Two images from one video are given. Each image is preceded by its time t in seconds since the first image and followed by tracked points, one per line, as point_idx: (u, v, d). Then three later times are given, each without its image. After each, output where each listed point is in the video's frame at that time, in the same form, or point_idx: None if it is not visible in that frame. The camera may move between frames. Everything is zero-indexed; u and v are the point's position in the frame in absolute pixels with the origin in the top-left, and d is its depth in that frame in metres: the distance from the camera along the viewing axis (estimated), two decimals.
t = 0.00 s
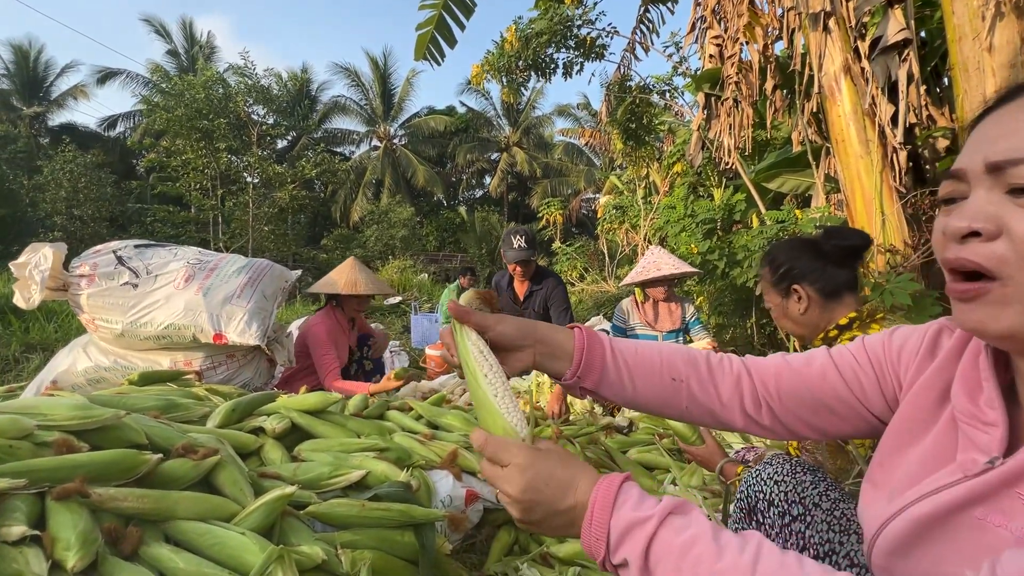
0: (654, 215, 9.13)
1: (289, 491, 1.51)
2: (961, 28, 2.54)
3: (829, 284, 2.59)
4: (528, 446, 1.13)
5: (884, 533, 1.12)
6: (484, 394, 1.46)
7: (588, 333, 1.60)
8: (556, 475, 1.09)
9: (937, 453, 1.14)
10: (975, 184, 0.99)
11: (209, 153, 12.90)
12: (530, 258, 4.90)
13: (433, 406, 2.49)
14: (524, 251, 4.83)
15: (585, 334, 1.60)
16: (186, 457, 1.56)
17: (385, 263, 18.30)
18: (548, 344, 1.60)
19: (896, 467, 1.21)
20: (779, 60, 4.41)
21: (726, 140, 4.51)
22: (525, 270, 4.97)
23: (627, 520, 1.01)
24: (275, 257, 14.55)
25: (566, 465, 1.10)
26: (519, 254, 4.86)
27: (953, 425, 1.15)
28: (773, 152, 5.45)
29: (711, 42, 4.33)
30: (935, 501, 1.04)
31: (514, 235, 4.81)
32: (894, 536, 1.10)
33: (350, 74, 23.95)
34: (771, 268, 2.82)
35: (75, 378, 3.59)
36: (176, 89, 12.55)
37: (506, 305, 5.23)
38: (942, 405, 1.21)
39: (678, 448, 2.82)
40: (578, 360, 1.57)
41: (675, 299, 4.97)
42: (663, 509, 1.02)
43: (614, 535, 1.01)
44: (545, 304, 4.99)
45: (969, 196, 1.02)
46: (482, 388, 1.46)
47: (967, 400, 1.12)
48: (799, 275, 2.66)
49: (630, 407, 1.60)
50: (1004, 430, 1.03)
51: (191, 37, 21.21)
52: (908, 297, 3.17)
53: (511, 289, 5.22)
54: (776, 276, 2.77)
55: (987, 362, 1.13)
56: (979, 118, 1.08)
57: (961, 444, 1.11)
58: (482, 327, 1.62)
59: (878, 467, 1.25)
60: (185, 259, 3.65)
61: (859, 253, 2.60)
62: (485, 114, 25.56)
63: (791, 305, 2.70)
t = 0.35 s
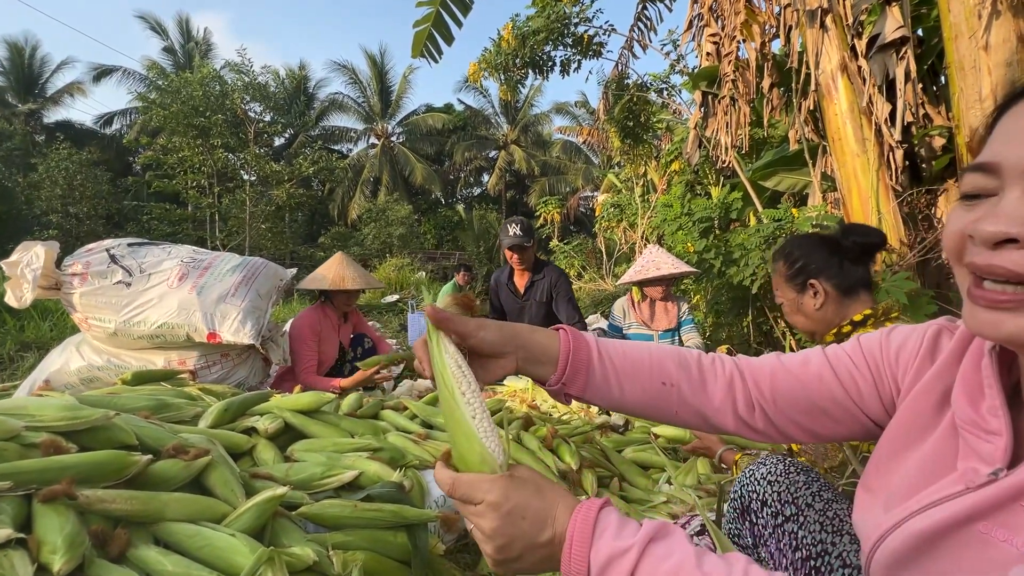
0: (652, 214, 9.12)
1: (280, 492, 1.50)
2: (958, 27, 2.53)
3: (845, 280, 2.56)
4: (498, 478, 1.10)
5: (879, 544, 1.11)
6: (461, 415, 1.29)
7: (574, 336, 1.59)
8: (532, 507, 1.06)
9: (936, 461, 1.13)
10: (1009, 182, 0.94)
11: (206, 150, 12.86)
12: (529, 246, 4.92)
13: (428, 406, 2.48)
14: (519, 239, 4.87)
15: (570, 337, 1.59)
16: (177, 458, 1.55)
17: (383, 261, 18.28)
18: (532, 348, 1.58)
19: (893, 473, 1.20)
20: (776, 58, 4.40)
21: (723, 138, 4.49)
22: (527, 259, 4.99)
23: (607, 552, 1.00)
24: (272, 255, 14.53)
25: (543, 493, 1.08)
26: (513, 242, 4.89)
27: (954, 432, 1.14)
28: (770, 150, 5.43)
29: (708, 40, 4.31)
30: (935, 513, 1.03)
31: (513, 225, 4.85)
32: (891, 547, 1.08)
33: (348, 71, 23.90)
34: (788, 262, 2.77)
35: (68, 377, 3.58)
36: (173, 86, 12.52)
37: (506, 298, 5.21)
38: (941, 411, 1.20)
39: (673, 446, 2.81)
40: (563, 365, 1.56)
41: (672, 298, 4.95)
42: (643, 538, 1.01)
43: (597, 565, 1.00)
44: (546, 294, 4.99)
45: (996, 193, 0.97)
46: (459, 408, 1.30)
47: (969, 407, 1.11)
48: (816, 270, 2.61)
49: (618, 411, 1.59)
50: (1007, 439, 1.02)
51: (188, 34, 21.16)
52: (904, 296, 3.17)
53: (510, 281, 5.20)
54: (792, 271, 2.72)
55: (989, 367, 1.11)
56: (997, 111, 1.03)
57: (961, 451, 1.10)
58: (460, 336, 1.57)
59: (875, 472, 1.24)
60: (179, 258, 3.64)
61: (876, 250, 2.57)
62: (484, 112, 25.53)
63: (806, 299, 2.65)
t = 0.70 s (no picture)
0: (650, 212, 9.12)
1: (279, 491, 1.50)
2: (955, 26, 2.53)
3: (871, 278, 2.51)
4: (499, 480, 1.13)
5: (877, 541, 1.12)
6: (470, 416, 1.31)
7: (580, 319, 1.61)
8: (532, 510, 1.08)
9: (936, 460, 1.13)
10: (1005, 185, 0.95)
11: (203, 148, 12.82)
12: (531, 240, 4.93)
13: (426, 405, 2.48)
14: (521, 234, 4.86)
15: (577, 319, 1.61)
16: (175, 457, 1.55)
17: (381, 259, 18.25)
18: (540, 331, 1.60)
19: (892, 472, 1.20)
20: (775, 56, 4.41)
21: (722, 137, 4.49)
22: (531, 252, 5.02)
23: (603, 560, 0.99)
24: (270, 253, 14.50)
25: (540, 497, 1.10)
26: (514, 236, 4.90)
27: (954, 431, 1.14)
28: (769, 149, 5.44)
29: (706, 38, 4.29)
30: (934, 513, 1.03)
31: (515, 219, 4.86)
32: (889, 546, 1.08)
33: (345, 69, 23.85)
34: (807, 258, 2.67)
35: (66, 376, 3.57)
36: (170, 84, 12.49)
37: (512, 291, 5.22)
38: (942, 410, 1.20)
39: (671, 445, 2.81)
40: (566, 347, 1.59)
41: (674, 299, 4.89)
42: (641, 546, 1.00)
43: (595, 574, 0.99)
44: (551, 285, 5.01)
45: (993, 195, 0.97)
46: (468, 408, 1.31)
47: (970, 407, 1.11)
48: (838, 266, 2.55)
49: (618, 391, 1.62)
50: (1007, 440, 1.02)
51: (185, 32, 21.09)
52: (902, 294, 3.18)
53: (516, 274, 5.23)
54: (810, 268, 2.64)
55: (991, 367, 1.11)
56: (996, 111, 1.03)
57: (962, 451, 1.10)
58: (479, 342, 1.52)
59: (874, 471, 1.24)
60: (176, 257, 3.63)
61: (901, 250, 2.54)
62: (482, 110, 25.49)
63: (827, 297, 2.59)
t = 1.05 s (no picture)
0: (649, 211, 9.12)
1: (277, 491, 1.50)
2: (952, 26, 2.53)
3: (890, 280, 2.51)
4: (501, 472, 1.16)
5: (868, 537, 1.12)
6: (479, 407, 1.39)
7: (579, 334, 1.61)
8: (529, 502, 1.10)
9: (927, 458, 1.14)
10: (995, 188, 0.95)
11: (201, 147, 12.78)
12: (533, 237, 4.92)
13: (424, 404, 2.48)
14: (524, 230, 4.85)
15: (577, 335, 1.61)
16: (173, 456, 1.55)
17: (379, 258, 18.22)
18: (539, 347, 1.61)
19: (885, 471, 1.20)
20: (773, 56, 4.40)
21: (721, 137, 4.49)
22: (535, 250, 5.03)
23: (600, 558, 0.99)
24: (268, 252, 14.48)
25: (540, 490, 1.11)
26: (518, 233, 4.89)
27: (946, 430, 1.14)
28: (767, 148, 5.44)
29: (705, 37, 4.31)
30: (925, 509, 1.04)
31: (518, 216, 4.83)
32: (879, 542, 1.09)
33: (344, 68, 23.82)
34: (828, 256, 2.68)
35: (64, 375, 3.56)
36: (168, 82, 12.47)
37: (515, 288, 5.23)
38: (934, 409, 1.20)
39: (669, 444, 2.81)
40: (567, 362, 1.59)
41: (674, 298, 4.93)
42: (637, 545, 1.00)
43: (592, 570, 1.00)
44: (553, 282, 5.02)
45: (984, 198, 0.98)
46: (477, 399, 1.40)
47: (962, 406, 1.11)
48: (858, 265, 2.55)
49: (620, 407, 1.61)
50: (999, 438, 1.02)
51: (183, 31, 21.05)
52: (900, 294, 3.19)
53: (520, 271, 5.24)
54: (830, 265, 2.64)
55: (983, 366, 1.11)
56: (991, 113, 1.03)
57: (953, 449, 1.10)
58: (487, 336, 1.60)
59: (868, 470, 1.24)
60: (174, 256, 3.63)
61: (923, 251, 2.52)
62: (480, 109, 25.47)
63: (845, 296, 2.59)
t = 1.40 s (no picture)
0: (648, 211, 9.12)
1: (277, 490, 1.50)
2: (952, 26, 2.53)
3: (907, 281, 2.48)
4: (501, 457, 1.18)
5: (865, 535, 1.14)
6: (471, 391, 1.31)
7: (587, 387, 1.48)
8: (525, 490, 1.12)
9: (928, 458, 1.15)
10: (988, 191, 0.96)
11: (201, 146, 12.75)
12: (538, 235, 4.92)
13: (424, 403, 2.48)
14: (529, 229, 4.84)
15: (583, 387, 1.48)
16: (173, 455, 1.55)
17: (378, 258, 18.20)
18: (547, 402, 1.44)
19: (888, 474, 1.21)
20: (773, 55, 4.40)
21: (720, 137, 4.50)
22: (538, 249, 5.03)
23: (599, 552, 1.00)
24: (267, 252, 14.46)
25: (538, 485, 1.12)
26: (522, 232, 4.88)
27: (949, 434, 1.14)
28: (767, 148, 5.45)
29: (704, 37, 4.31)
30: (921, 506, 1.05)
31: (522, 216, 4.84)
32: (878, 541, 1.10)
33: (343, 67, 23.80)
34: (847, 253, 2.67)
35: (63, 374, 3.56)
36: (167, 82, 12.47)
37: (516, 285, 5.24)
38: (936, 411, 1.20)
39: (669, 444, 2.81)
40: (579, 416, 1.44)
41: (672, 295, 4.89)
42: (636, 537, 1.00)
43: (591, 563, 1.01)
44: (556, 281, 5.03)
45: (979, 199, 0.98)
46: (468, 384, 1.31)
47: (963, 406, 1.11)
48: (877, 264, 2.53)
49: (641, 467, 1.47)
50: (999, 438, 1.03)
51: (182, 30, 21.03)
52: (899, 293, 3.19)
53: (522, 269, 5.25)
54: (851, 263, 2.63)
55: (984, 367, 1.11)
56: (987, 114, 1.04)
57: (953, 449, 1.11)
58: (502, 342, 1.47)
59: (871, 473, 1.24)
60: (174, 255, 3.62)
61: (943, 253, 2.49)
62: (479, 108, 25.46)
63: (861, 295, 2.58)
